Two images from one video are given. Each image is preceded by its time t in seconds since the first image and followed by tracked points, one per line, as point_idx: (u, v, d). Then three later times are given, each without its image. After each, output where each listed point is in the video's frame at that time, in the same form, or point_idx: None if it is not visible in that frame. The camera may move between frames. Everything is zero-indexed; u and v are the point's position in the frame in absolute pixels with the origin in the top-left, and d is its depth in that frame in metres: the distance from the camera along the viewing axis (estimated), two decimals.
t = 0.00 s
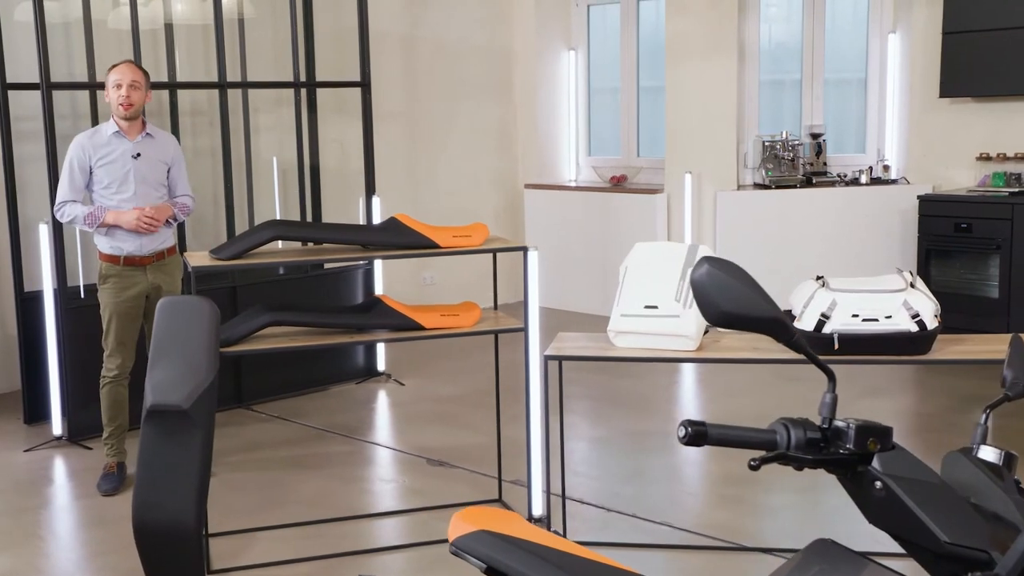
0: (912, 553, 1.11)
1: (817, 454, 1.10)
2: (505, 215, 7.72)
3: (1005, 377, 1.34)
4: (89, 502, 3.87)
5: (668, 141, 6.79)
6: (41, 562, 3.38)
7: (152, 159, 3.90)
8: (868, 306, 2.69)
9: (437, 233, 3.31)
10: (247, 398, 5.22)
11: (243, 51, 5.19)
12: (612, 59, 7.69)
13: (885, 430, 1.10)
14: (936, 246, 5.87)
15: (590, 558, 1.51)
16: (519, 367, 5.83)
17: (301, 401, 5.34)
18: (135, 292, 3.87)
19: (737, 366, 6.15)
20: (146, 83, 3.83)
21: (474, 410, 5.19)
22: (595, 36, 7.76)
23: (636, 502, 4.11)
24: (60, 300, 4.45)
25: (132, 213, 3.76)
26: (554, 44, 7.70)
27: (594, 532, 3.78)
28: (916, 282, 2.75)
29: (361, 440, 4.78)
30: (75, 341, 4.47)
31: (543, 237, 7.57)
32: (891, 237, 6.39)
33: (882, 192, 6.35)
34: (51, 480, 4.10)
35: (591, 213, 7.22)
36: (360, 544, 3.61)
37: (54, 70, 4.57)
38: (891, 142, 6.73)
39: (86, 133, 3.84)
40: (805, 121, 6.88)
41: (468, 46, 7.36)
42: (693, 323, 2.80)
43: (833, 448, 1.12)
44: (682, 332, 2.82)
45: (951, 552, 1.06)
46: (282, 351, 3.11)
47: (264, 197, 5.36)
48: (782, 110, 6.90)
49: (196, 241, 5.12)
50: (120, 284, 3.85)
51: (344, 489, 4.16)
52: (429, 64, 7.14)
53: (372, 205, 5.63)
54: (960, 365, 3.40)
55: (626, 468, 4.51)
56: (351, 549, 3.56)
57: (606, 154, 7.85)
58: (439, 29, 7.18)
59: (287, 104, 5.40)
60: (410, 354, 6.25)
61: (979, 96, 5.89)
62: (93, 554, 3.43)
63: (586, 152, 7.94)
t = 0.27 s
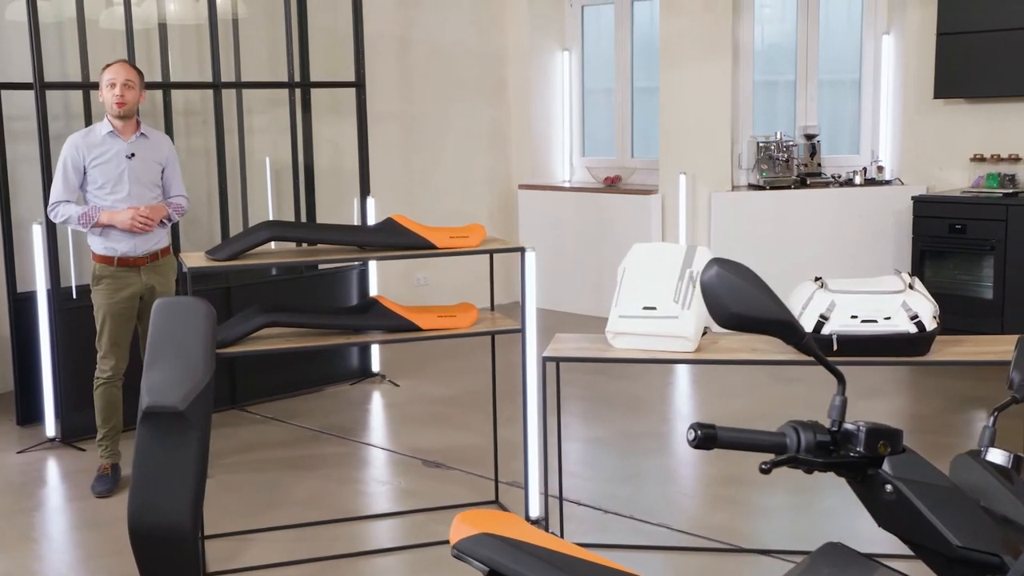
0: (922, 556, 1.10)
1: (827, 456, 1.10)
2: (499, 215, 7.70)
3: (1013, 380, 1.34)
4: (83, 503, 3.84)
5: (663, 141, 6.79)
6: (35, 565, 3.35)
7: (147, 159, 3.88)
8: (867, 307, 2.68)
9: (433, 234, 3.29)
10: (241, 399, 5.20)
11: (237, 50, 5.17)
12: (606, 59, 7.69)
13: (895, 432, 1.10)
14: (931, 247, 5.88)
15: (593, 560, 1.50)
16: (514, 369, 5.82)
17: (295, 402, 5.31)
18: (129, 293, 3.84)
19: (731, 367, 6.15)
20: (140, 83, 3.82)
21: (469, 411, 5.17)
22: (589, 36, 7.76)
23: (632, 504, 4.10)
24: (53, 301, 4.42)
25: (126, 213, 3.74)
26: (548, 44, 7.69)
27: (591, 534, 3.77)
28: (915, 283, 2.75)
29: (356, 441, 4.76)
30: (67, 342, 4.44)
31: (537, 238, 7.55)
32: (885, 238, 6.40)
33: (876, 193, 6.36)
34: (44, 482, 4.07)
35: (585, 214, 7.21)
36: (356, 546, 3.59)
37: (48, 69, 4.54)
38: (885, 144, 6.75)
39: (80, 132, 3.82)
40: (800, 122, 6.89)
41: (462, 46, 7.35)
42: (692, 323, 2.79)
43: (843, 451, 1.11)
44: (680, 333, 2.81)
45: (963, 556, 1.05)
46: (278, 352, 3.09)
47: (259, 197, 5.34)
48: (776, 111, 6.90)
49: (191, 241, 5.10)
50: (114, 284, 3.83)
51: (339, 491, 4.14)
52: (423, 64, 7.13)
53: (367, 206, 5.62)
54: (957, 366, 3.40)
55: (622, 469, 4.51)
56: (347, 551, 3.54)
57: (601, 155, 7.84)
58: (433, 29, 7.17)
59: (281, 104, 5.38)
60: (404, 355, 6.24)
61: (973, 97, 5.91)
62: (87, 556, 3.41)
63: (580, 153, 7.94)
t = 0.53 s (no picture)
0: (937, 559, 1.10)
1: (841, 459, 1.09)
2: (495, 215, 7.69)
3: None
4: (79, 504, 3.82)
5: (660, 141, 6.78)
6: (31, 567, 3.32)
7: (142, 159, 3.86)
8: (869, 307, 2.68)
9: (433, 233, 3.28)
10: (237, 399, 5.18)
11: (233, 49, 5.16)
12: (602, 59, 7.68)
13: (909, 434, 1.09)
14: (927, 246, 5.88)
15: (599, 563, 1.48)
16: (510, 369, 5.81)
17: (291, 403, 5.29)
18: (125, 293, 3.82)
19: (728, 367, 6.15)
20: (135, 82, 3.79)
21: (466, 412, 5.16)
22: (585, 36, 7.75)
23: (631, 504, 4.09)
24: (48, 300, 4.40)
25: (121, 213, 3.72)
26: (544, 43, 7.68)
27: (591, 534, 3.76)
28: (917, 283, 2.74)
29: (354, 441, 4.74)
30: (63, 342, 4.42)
31: (534, 238, 7.54)
32: (882, 238, 6.40)
33: (873, 193, 6.36)
34: (40, 483, 4.04)
35: (581, 213, 7.20)
36: (355, 547, 3.57)
37: (43, 68, 4.52)
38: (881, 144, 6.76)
39: (75, 132, 3.79)
40: (796, 121, 6.88)
41: (458, 45, 7.33)
42: (693, 323, 2.78)
43: (857, 453, 1.10)
44: (681, 332, 2.80)
45: (979, 559, 1.05)
46: (277, 352, 3.07)
47: (255, 197, 5.32)
48: (772, 110, 6.90)
49: (187, 241, 5.08)
50: (110, 284, 3.80)
51: (337, 491, 4.12)
52: (418, 64, 7.12)
53: (363, 205, 5.60)
54: (957, 366, 3.40)
55: (620, 469, 4.50)
56: (346, 552, 3.52)
57: (597, 155, 7.84)
58: (429, 28, 7.16)
59: (278, 103, 5.37)
60: (401, 355, 6.22)
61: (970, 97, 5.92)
62: (85, 558, 3.38)
63: (576, 152, 7.93)
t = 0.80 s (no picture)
0: (955, 562, 1.09)
1: (860, 463, 1.08)
2: (496, 215, 7.68)
3: None
4: (82, 506, 3.81)
5: (661, 142, 6.77)
6: (35, 569, 3.31)
7: (144, 159, 3.85)
8: (876, 308, 2.67)
9: (438, 235, 3.28)
10: (239, 400, 5.17)
11: (235, 50, 5.15)
12: (603, 60, 7.68)
13: (928, 437, 1.08)
14: (929, 247, 5.88)
15: (610, 565, 1.47)
16: (512, 370, 5.80)
17: (293, 404, 5.28)
18: (129, 293, 3.81)
19: (731, 368, 6.14)
20: (137, 83, 3.78)
21: (469, 413, 5.15)
22: (586, 36, 7.74)
23: (635, 505, 4.08)
24: (50, 302, 4.39)
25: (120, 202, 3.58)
26: (545, 44, 7.67)
27: (595, 536, 3.75)
28: (923, 285, 2.74)
29: (357, 442, 4.73)
30: (65, 343, 4.40)
31: (535, 238, 7.53)
32: (884, 238, 6.40)
33: (875, 193, 6.36)
34: (42, 485, 4.03)
35: (583, 214, 7.19)
36: (360, 549, 3.56)
37: (44, 69, 4.51)
38: (883, 145, 6.75)
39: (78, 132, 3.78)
40: (797, 122, 6.87)
41: (459, 46, 7.33)
42: (699, 324, 2.77)
43: (875, 456, 1.09)
44: (687, 334, 2.79)
45: (998, 563, 1.04)
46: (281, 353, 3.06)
47: (257, 198, 5.31)
48: (773, 111, 6.88)
49: (189, 242, 5.08)
50: (114, 285, 3.79)
51: (340, 493, 4.11)
52: (419, 64, 7.11)
53: (365, 207, 5.60)
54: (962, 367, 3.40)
55: (624, 470, 4.49)
56: (351, 554, 3.52)
57: (598, 155, 7.83)
58: (431, 28, 7.15)
59: (280, 104, 5.36)
60: (403, 356, 6.21)
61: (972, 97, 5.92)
62: (88, 560, 3.37)
63: (577, 153, 7.92)
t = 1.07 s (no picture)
0: (977, 567, 1.08)
1: (880, 468, 1.07)
2: (497, 217, 7.67)
3: None
4: (84, 509, 3.79)
5: (663, 143, 6.76)
6: (37, 573, 3.30)
7: (148, 161, 3.84)
8: (884, 311, 2.66)
9: (443, 237, 3.27)
10: (241, 403, 5.15)
11: (237, 51, 5.14)
12: (604, 62, 7.67)
13: (951, 442, 1.07)
14: (932, 249, 5.87)
15: (622, 570, 1.46)
16: (514, 372, 5.78)
17: (295, 406, 5.27)
18: (133, 295, 3.80)
19: (732, 370, 6.13)
20: (140, 84, 3.76)
21: (471, 415, 5.14)
22: (588, 38, 7.73)
23: (639, 508, 4.07)
24: (52, 304, 4.37)
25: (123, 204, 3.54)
26: (547, 45, 7.67)
27: (599, 539, 3.73)
28: (931, 287, 2.73)
29: (359, 445, 4.72)
30: (67, 345, 4.39)
31: (536, 240, 7.52)
32: (886, 240, 6.40)
33: (877, 195, 6.35)
34: (44, 488, 4.01)
35: (584, 216, 7.18)
36: (363, 552, 3.55)
37: (45, 70, 4.49)
38: (885, 146, 6.75)
39: (80, 134, 3.76)
40: (799, 123, 6.85)
41: (460, 47, 7.32)
42: (706, 327, 2.76)
43: (896, 461, 1.08)
44: (694, 336, 2.78)
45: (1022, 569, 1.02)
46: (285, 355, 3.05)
47: (259, 200, 5.30)
48: (775, 112, 6.87)
49: (190, 244, 5.06)
50: (117, 287, 3.78)
51: (343, 495, 4.10)
52: (421, 66, 7.10)
53: (367, 209, 5.59)
54: (968, 370, 3.39)
55: (627, 473, 4.48)
56: (354, 557, 3.50)
57: (599, 157, 7.82)
58: (432, 29, 7.14)
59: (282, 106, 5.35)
60: (404, 358, 6.20)
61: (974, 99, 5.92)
62: (91, 563, 3.36)
63: (578, 155, 7.91)
